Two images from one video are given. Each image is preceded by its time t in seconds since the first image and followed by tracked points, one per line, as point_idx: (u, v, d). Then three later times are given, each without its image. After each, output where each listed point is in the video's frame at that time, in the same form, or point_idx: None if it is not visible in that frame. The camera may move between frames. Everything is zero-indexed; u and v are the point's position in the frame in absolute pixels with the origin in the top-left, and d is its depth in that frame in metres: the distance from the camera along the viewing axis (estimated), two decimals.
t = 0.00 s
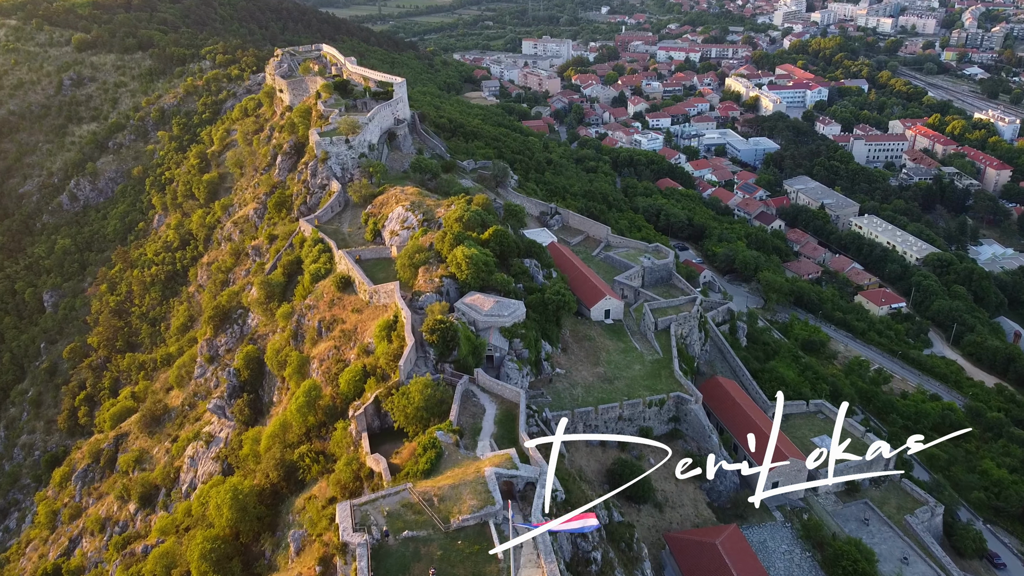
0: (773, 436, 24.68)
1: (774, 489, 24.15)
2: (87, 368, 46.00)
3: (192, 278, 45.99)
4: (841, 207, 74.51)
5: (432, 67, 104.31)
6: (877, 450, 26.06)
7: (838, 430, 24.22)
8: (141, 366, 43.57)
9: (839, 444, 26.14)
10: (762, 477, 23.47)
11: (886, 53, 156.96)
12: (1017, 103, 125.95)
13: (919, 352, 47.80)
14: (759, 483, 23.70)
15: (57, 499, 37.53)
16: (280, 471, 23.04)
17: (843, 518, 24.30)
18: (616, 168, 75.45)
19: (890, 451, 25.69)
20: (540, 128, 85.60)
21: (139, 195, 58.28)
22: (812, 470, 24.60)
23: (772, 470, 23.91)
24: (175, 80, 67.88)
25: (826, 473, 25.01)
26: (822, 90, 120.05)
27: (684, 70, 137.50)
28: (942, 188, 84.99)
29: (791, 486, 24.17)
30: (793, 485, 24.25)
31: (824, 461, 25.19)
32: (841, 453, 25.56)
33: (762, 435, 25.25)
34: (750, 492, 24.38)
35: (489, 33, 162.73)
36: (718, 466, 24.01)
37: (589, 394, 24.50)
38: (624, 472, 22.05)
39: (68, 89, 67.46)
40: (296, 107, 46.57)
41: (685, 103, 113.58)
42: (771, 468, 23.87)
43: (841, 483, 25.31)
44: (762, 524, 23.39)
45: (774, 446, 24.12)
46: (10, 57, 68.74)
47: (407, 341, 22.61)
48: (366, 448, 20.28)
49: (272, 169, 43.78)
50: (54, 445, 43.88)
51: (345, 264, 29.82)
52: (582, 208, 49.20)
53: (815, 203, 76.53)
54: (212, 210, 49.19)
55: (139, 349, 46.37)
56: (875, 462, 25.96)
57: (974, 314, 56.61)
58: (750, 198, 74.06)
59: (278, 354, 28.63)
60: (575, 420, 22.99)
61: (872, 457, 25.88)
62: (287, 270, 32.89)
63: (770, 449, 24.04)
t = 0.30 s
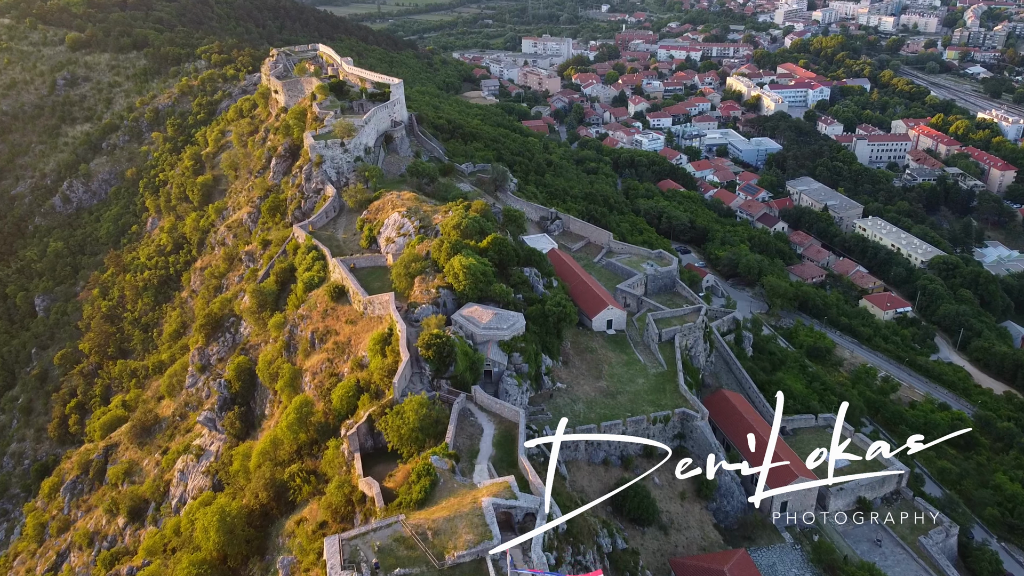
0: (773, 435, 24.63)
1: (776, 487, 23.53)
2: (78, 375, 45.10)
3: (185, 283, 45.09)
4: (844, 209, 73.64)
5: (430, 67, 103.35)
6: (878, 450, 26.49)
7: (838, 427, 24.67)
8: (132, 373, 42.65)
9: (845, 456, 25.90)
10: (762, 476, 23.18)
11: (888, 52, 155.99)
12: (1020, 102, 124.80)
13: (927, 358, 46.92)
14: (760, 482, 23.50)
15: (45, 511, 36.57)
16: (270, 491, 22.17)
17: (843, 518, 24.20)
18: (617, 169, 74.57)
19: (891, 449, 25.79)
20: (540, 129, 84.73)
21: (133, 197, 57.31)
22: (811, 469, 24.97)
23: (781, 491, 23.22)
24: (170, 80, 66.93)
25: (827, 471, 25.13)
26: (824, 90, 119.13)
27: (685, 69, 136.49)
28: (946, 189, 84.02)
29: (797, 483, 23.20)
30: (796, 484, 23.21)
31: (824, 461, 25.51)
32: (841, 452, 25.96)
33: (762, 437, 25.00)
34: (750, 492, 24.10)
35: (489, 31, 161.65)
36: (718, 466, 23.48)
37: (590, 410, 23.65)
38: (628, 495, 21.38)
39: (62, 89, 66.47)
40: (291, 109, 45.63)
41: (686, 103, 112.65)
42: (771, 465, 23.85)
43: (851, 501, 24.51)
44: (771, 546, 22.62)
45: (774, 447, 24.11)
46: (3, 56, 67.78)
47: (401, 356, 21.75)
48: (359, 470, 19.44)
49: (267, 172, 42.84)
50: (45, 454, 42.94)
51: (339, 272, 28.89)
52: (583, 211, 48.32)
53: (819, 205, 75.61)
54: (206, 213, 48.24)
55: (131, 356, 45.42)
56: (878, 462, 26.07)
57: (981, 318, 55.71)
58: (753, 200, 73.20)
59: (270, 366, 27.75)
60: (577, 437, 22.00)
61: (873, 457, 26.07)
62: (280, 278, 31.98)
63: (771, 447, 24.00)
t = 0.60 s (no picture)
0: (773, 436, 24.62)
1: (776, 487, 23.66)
2: (69, 382, 44.23)
3: (178, 289, 44.19)
4: (848, 212, 72.79)
5: (430, 66, 102.39)
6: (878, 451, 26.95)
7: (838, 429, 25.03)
8: (124, 381, 41.72)
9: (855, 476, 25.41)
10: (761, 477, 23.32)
11: (890, 51, 155.03)
12: None
13: (935, 366, 46.02)
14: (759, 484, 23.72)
15: (33, 524, 35.66)
16: (259, 514, 21.29)
17: (843, 518, 23.68)
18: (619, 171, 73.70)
19: (890, 449, 26.21)
20: (540, 130, 83.81)
21: (126, 200, 56.38)
22: (812, 469, 25.65)
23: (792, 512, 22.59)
24: (165, 81, 65.97)
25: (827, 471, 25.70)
26: (826, 89, 118.19)
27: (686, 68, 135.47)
28: (951, 191, 83.10)
29: (802, 483, 23.04)
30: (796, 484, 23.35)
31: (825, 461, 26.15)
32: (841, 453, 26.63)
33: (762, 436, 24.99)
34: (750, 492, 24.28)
35: (489, 30, 160.65)
36: (718, 465, 22.86)
37: (593, 428, 22.76)
38: (632, 519, 20.51)
39: (55, 89, 65.53)
40: (286, 111, 44.72)
41: (687, 103, 111.78)
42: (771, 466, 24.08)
43: (863, 522, 23.85)
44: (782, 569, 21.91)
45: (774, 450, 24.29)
46: None
47: (396, 374, 20.84)
48: (351, 495, 18.57)
49: (261, 176, 41.90)
50: (34, 464, 42.04)
51: (333, 283, 28.01)
52: (585, 215, 47.40)
53: (822, 207, 74.73)
54: (200, 216, 47.35)
55: (123, 363, 44.53)
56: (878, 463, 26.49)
57: (988, 323, 54.86)
58: (756, 202, 72.35)
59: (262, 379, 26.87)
60: (578, 458, 21.25)
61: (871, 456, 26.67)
62: (273, 287, 31.12)
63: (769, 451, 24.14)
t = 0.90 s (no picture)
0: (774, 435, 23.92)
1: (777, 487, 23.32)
2: (60, 391, 43.30)
3: (171, 295, 43.27)
4: (852, 214, 71.87)
5: (429, 66, 101.44)
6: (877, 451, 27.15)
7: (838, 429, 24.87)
8: (115, 390, 40.78)
9: (867, 495, 24.67)
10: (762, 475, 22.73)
11: (892, 50, 154.02)
12: None
13: (943, 373, 45.08)
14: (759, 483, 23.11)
15: (20, 539, 34.71)
16: (247, 538, 20.37)
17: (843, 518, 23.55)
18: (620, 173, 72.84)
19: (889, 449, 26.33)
20: (540, 131, 82.88)
21: (119, 203, 55.40)
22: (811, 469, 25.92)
23: (802, 536, 21.83)
24: (160, 82, 64.98)
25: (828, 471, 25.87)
26: (828, 89, 117.17)
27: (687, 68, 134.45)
28: (955, 192, 82.13)
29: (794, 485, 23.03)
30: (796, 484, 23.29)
31: (824, 461, 26.30)
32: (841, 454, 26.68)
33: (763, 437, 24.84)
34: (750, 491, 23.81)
35: (489, 29, 159.86)
36: (718, 465, 22.17)
37: (595, 447, 21.89)
38: (636, 545, 19.63)
39: (49, 90, 64.57)
40: (281, 114, 43.79)
41: (688, 103, 110.88)
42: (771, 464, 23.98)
43: (876, 545, 23.12)
44: None
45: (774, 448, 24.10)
46: None
47: (390, 393, 19.93)
48: (342, 524, 17.70)
49: (255, 180, 40.97)
50: (23, 475, 41.08)
51: (326, 293, 27.11)
52: (585, 219, 46.47)
53: (825, 209, 73.78)
54: (193, 221, 46.42)
55: (114, 371, 43.60)
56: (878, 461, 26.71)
57: (996, 328, 53.91)
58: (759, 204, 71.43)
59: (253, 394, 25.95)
60: (581, 480, 20.57)
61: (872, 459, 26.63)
62: (265, 297, 30.19)
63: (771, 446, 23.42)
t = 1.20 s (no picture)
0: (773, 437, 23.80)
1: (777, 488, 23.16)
2: (50, 400, 42.42)
3: (163, 303, 42.40)
4: (856, 217, 70.98)
5: (428, 66, 100.49)
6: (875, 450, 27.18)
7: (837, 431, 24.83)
8: (106, 400, 39.88)
9: (879, 516, 23.92)
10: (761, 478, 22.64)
11: (894, 50, 153.05)
12: None
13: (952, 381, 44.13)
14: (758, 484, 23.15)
15: (6, 554, 33.82)
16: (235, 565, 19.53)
17: (842, 518, 23.86)
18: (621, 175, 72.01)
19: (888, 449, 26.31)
20: (540, 132, 81.99)
21: (112, 207, 54.48)
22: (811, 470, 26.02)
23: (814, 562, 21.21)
24: (154, 83, 63.99)
25: (827, 472, 25.99)
26: (830, 90, 116.22)
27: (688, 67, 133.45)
28: (959, 195, 81.19)
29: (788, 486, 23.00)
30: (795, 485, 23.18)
31: (824, 460, 26.23)
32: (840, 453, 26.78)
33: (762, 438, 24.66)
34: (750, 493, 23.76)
35: (489, 29, 158.89)
36: (725, 487, 21.47)
37: (598, 469, 21.09)
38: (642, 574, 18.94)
39: (42, 92, 63.63)
40: (275, 117, 42.86)
41: (690, 103, 109.92)
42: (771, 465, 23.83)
43: (890, 570, 22.41)
44: None
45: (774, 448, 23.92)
46: None
47: (383, 414, 19.07)
48: (332, 556, 16.88)
49: (249, 185, 40.07)
50: (11, 486, 40.13)
51: (318, 305, 26.22)
52: (586, 224, 45.59)
53: (829, 212, 72.87)
54: (186, 226, 45.52)
55: (105, 380, 42.69)
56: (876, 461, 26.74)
57: (1004, 335, 52.94)
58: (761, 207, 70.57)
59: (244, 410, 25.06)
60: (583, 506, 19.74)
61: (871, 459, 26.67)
62: (257, 307, 29.33)
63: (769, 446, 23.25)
